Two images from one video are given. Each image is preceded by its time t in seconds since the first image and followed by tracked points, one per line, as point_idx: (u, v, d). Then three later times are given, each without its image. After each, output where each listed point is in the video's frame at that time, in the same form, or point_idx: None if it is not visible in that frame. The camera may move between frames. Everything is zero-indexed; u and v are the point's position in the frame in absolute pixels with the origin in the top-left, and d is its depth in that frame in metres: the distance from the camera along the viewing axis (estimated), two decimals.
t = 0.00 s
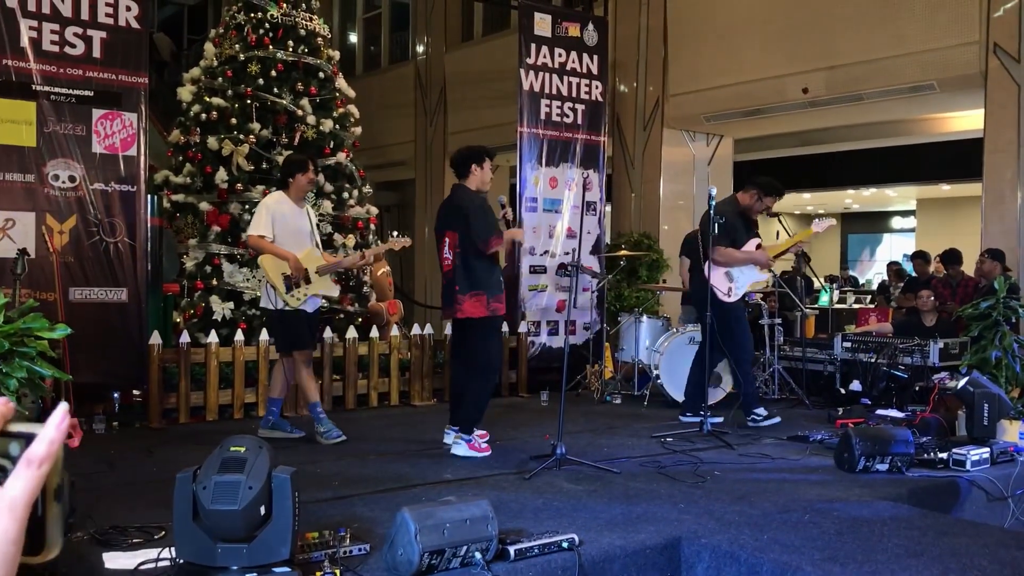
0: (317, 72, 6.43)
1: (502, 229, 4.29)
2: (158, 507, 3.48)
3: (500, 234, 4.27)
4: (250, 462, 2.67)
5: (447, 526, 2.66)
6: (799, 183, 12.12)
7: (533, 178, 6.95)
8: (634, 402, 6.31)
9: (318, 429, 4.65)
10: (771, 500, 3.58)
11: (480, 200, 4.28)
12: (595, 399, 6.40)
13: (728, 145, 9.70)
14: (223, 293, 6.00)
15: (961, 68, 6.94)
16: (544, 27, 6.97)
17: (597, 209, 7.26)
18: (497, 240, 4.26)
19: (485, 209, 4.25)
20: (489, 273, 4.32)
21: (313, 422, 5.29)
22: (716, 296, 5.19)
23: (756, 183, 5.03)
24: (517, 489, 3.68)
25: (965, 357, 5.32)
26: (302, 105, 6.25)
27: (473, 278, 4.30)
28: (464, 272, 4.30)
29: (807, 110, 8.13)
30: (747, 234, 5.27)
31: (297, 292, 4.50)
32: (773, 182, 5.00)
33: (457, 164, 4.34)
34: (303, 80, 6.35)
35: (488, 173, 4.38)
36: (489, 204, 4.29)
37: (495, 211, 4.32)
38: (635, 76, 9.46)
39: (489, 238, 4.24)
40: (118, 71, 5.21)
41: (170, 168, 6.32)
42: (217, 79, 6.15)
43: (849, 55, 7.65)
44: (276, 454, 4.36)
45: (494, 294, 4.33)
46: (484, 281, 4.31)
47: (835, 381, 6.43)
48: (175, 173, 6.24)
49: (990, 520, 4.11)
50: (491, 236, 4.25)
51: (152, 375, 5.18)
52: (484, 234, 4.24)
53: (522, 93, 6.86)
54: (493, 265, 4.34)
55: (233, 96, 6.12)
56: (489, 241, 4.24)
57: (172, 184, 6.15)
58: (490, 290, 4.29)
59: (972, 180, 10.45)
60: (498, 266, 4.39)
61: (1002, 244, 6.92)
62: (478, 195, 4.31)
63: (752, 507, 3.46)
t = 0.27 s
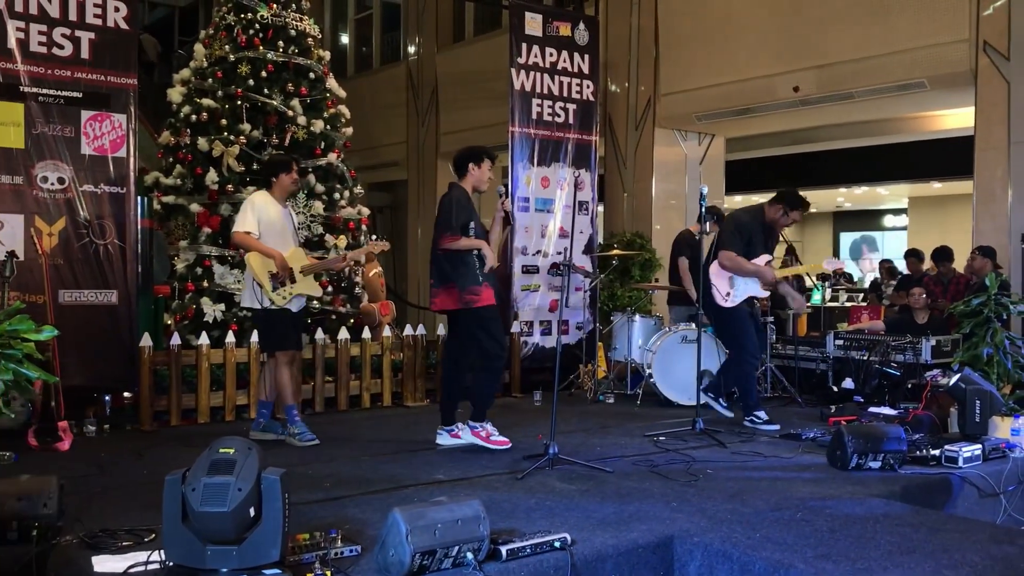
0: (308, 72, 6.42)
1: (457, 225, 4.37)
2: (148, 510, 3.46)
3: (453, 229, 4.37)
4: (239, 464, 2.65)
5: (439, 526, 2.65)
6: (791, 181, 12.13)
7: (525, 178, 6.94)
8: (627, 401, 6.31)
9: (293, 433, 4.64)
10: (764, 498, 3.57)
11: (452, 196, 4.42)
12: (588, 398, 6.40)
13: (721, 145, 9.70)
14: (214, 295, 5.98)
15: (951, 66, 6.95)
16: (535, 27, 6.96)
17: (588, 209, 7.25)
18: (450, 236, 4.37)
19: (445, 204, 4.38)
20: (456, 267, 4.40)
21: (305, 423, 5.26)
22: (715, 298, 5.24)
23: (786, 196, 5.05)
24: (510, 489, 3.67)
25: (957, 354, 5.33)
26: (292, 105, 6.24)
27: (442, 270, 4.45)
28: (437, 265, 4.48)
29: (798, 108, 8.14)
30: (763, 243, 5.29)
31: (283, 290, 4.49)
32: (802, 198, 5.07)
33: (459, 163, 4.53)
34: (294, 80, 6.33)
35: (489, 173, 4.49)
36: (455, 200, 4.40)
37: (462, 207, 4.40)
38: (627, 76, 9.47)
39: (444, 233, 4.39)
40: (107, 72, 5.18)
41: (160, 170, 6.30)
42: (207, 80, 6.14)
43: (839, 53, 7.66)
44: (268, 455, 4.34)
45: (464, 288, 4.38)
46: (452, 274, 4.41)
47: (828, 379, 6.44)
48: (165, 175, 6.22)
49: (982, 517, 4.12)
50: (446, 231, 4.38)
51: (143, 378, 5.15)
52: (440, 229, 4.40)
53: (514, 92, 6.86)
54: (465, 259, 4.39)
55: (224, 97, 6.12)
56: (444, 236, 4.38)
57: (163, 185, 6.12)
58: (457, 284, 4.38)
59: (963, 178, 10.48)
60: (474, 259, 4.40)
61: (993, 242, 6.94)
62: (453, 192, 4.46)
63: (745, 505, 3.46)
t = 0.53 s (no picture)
0: (297, 70, 6.39)
1: (450, 229, 4.35)
2: (136, 510, 3.43)
3: (446, 232, 4.35)
4: (226, 464, 2.63)
5: (427, 525, 2.63)
6: (782, 179, 12.15)
7: (515, 176, 6.94)
8: (618, 399, 6.31)
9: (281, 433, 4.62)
10: (754, 495, 3.57)
11: (447, 197, 4.39)
12: (579, 396, 6.39)
13: (711, 143, 9.70)
14: (204, 294, 5.95)
15: (941, 63, 6.97)
16: (525, 25, 6.94)
17: (580, 207, 7.28)
18: (442, 239, 4.36)
19: (438, 205, 4.35)
20: (450, 267, 4.40)
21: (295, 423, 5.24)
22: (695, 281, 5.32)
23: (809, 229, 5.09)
24: (500, 488, 3.66)
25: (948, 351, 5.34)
26: (281, 104, 6.21)
27: (434, 270, 4.46)
28: (430, 264, 4.50)
29: (789, 106, 8.14)
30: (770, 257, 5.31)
31: (269, 289, 4.48)
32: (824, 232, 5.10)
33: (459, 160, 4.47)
34: (283, 79, 6.31)
35: (489, 173, 4.42)
36: (449, 202, 4.37)
37: (456, 209, 4.37)
38: (618, 74, 9.47)
39: (437, 236, 4.39)
40: (94, 70, 5.15)
41: (150, 169, 6.25)
42: (196, 78, 6.11)
43: (830, 51, 7.66)
44: (256, 455, 4.32)
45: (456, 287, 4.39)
46: (445, 274, 4.41)
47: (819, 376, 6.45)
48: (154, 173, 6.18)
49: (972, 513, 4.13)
50: (440, 233, 4.37)
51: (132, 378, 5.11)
52: (434, 230, 4.39)
53: (504, 90, 6.84)
54: (458, 261, 4.39)
55: (213, 95, 6.09)
56: (437, 238, 4.38)
57: (152, 184, 6.09)
58: (450, 284, 4.39)
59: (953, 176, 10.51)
60: (465, 261, 4.40)
61: (983, 239, 6.95)
62: (449, 192, 4.42)
63: (735, 503, 3.46)
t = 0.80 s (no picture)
0: (289, 66, 6.34)
1: (464, 234, 4.28)
2: (126, 508, 3.41)
3: (459, 238, 4.28)
4: (214, 460, 2.61)
5: (418, 522, 2.61)
6: (776, 176, 12.15)
7: (508, 172, 6.93)
8: (612, 396, 6.30)
9: (273, 430, 4.59)
10: (747, 492, 3.56)
11: (456, 200, 4.31)
12: (573, 393, 6.38)
13: (705, 140, 9.69)
14: (196, 291, 5.92)
15: (935, 59, 6.97)
16: (519, 21, 6.92)
17: (573, 203, 7.18)
18: (456, 245, 4.29)
19: (450, 210, 4.26)
20: (467, 271, 4.33)
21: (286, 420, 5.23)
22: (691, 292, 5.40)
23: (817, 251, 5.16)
24: (492, 484, 3.65)
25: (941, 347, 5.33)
26: (274, 100, 6.18)
27: (449, 275, 4.38)
28: (442, 270, 4.41)
29: (783, 103, 8.14)
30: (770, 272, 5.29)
31: (261, 287, 4.46)
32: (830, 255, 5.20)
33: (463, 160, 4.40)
34: (275, 74, 6.27)
35: (497, 169, 4.37)
36: (459, 205, 4.28)
37: (467, 211, 4.30)
38: (612, 71, 9.47)
39: (449, 242, 4.31)
40: (84, 66, 5.11)
41: (140, 165, 6.18)
42: (187, 73, 6.06)
43: (824, 47, 7.66)
44: (247, 452, 4.30)
45: (474, 290, 4.33)
46: (462, 278, 4.34)
47: (813, 372, 6.46)
48: (145, 169, 6.11)
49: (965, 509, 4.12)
50: (455, 239, 4.29)
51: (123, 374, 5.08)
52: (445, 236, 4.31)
53: (497, 86, 6.82)
54: (474, 265, 4.33)
55: (204, 91, 6.07)
56: (450, 244, 4.30)
57: (143, 181, 6.01)
58: (468, 287, 4.33)
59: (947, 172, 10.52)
60: (481, 264, 4.34)
61: (976, 236, 6.96)
62: (457, 194, 4.34)
63: (728, 499, 3.45)
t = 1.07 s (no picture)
0: (283, 62, 6.30)
1: (496, 230, 4.25)
2: (117, 505, 3.39)
3: (492, 235, 4.24)
4: (204, 456, 2.60)
5: (410, 518, 2.60)
6: (770, 173, 12.16)
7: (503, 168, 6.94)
8: (606, 393, 6.30)
9: (266, 427, 4.57)
10: (741, 488, 3.56)
11: (480, 196, 4.27)
12: (567, 389, 6.37)
13: (700, 137, 9.68)
14: (188, 287, 5.89)
15: (930, 56, 6.97)
16: (513, 16, 6.90)
17: (567, 200, 7.27)
18: (491, 241, 4.24)
19: (476, 207, 4.23)
20: (496, 271, 4.30)
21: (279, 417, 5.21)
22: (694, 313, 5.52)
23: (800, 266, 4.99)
24: (485, 481, 3.64)
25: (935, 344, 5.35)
26: (267, 95, 6.13)
27: (473, 275, 4.32)
28: (466, 269, 4.34)
29: (778, 100, 8.14)
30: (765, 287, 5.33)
31: (262, 284, 4.42)
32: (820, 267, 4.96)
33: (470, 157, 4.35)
34: (268, 70, 6.24)
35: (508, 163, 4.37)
36: (485, 201, 4.27)
37: (491, 207, 4.28)
38: (607, 68, 9.46)
39: (481, 240, 4.25)
40: (75, 61, 5.09)
41: (134, 161, 6.19)
42: (180, 69, 6.05)
43: (819, 43, 7.66)
44: (239, 449, 4.28)
45: (499, 289, 4.30)
46: (491, 277, 4.30)
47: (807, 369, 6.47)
48: (138, 165, 6.11)
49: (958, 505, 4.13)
50: (487, 236, 4.24)
51: (115, 370, 5.06)
52: (477, 233, 4.25)
53: (491, 82, 6.81)
54: (499, 262, 4.32)
55: (197, 87, 6.03)
56: (484, 241, 4.24)
57: (136, 176, 6.01)
58: (494, 286, 4.29)
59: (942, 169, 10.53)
60: (502, 262, 4.34)
61: (970, 233, 6.97)
62: (477, 189, 4.30)
63: (721, 495, 3.44)
